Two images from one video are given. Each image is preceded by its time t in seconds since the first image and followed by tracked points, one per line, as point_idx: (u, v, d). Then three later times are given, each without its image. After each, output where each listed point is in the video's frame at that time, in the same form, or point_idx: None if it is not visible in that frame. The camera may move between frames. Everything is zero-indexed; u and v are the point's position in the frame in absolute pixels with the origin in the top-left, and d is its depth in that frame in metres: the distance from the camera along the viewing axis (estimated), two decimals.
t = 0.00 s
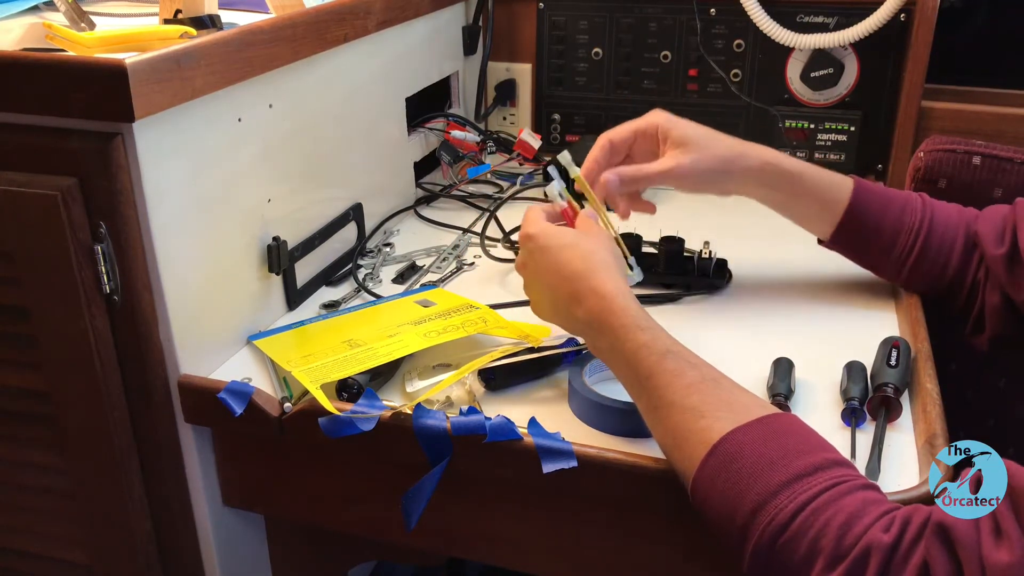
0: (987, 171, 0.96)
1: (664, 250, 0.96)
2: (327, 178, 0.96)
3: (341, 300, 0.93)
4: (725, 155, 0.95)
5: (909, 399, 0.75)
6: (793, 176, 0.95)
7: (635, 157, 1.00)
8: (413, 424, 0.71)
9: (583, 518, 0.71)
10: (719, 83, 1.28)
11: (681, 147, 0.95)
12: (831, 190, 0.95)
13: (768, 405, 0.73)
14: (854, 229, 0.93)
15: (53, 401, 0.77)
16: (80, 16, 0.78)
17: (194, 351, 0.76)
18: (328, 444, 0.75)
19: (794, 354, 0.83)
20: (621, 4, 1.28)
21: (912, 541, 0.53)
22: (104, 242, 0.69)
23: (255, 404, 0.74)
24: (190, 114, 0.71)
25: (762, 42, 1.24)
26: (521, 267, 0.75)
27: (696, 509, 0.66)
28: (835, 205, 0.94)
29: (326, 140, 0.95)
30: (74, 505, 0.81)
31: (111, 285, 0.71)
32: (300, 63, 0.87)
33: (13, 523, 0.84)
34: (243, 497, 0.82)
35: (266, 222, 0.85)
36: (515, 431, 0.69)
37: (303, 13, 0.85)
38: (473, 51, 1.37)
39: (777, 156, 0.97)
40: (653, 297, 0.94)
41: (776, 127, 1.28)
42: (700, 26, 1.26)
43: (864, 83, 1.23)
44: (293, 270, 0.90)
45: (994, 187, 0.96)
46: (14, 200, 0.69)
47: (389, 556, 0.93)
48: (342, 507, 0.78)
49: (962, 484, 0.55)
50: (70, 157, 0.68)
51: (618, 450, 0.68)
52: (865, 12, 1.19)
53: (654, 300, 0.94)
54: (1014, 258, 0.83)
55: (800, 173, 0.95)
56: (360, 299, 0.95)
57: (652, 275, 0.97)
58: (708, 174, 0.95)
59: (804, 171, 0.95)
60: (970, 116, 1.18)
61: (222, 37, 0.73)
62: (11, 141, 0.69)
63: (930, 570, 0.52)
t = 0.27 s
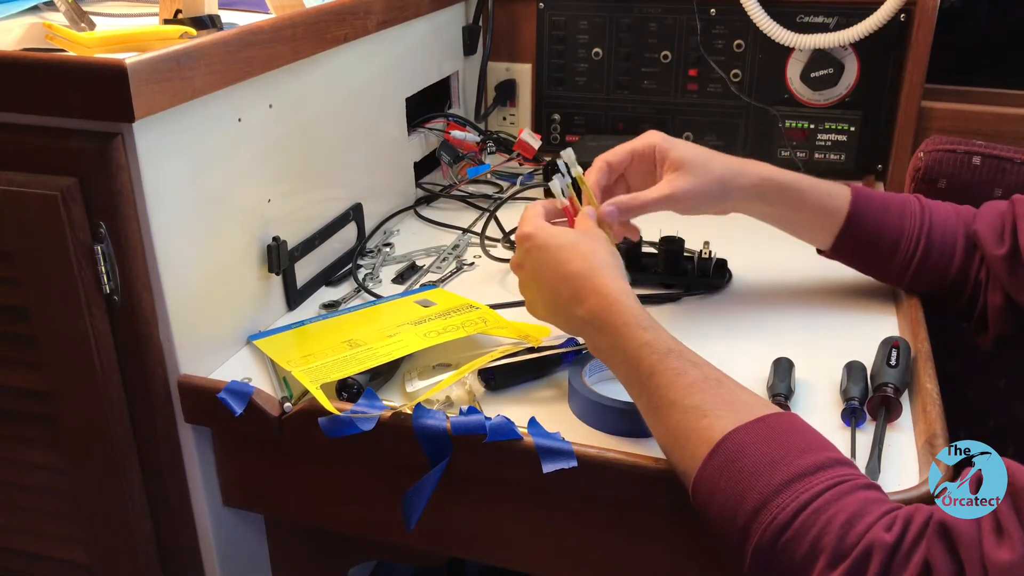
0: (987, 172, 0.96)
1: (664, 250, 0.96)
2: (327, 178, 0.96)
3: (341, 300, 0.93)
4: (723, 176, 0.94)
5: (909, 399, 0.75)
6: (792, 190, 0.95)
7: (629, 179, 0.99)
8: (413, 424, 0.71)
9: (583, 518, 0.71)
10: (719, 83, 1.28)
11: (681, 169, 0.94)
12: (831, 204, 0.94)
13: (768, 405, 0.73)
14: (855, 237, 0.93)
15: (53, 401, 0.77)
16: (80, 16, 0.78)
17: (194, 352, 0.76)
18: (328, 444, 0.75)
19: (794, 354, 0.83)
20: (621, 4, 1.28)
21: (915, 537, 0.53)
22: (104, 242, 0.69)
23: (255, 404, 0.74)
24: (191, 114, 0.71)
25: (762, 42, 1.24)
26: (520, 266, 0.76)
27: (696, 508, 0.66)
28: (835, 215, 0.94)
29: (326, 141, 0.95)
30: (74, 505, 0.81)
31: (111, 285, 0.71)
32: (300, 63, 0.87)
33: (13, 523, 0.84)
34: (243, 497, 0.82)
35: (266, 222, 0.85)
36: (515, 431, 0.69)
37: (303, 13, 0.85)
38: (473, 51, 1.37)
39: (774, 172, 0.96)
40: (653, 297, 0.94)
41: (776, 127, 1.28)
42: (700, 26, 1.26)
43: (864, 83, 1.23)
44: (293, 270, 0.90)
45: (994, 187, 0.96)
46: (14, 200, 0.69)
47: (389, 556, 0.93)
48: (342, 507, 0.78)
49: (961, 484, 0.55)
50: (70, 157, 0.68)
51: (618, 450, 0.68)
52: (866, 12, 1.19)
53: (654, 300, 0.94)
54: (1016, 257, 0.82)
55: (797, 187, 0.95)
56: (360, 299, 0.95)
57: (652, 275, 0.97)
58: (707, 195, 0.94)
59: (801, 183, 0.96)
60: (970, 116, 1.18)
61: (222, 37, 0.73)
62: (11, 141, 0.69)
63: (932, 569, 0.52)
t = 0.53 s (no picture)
0: (987, 172, 0.96)
1: (664, 250, 0.96)
2: (327, 178, 0.96)
3: (341, 300, 0.93)
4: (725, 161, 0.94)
5: (909, 399, 0.75)
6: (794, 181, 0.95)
7: (631, 172, 1.01)
8: (413, 423, 0.71)
9: (583, 518, 0.71)
10: (719, 83, 1.28)
11: (683, 156, 0.94)
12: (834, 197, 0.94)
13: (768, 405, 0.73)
14: (854, 234, 0.93)
15: (53, 401, 0.77)
16: (81, 16, 0.78)
17: (194, 351, 0.76)
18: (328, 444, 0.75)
19: (794, 354, 0.83)
20: (621, 4, 1.28)
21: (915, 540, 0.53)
22: (104, 243, 0.69)
23: (255, 404, 0.74)
24: (191, 115, 0.71)
25: (762, 42, 1.24)
26: (512, 270, 0.75)
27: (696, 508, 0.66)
28: (836, 208, 0.94)
29: (326, 140, 0.95)
30: (74, 505, 0.81)
31: (111, 285, 0.71)
32: (300, 63, 0.87)
33: (13, 523, 0.84)
34: (243, 497, 0.82)
35: (266, 222, 0.85)
36: (515, 431, 0.69)
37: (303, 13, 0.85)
38: (473, 51, 1.37)
39: (777, 160, 0.96)
40: (653, 297, 0.94)
41: (776, 127, 1.28)
42: (700, 27, 1.26)
43: (864, 83, 1.23)
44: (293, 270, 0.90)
45: (994, 188, 0.96)
46: (14, 200, 0.69)
47: (389, 556, 0.93)
48: (341, 507, 0.78)
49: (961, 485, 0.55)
50: (70, 157, 0.68)
51: (618, 450, 0.68)
52: (866, 12, 1.19)
53: (654, 300, 0.94)
54: (1016, 258, 0.82)
55: (799, 177, 0.95)
56: (360, 299, 0.95)
57: (652, 275, 0.97)
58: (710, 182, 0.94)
59: (803, 173, 0.95)
60: (970, 116, 1.18)
61: (222, 37, 0.73)
62: (11, 141, 0.69)
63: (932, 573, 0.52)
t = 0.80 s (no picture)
0: (987, 172, 0.96)
1: (664, 250, 0.97)
2: (327, 178, 0.96)
3: (341, 300, 0.93)
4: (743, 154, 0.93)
5: (909, 399, 0.75)
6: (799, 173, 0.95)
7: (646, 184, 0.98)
8: (413, 423, 0.71)
9: (584, 518, 0.71)
10: (719, 83, 1.28)
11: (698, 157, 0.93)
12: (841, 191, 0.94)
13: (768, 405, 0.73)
14: (858, 226, 0.93)
15: (53, 401, 0.77)
16: (81, 16, 0.78)
17: (193, 352, 0.76)
18: (329, 444, 0.75)
19: (794, 354, 0.83)
20: (621, 4, 1.28)
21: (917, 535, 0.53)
22: (104, 243, 0.69)
23: (255, 404, 0.74)
24: (191, 115, 0.71)
25: (762, 42, 1.24)
26: (507, 276, 0.75)
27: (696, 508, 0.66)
28: (843, 199, 0.94)
29: (326, 140, 0.95)
30: (74, 504, 0.81)
31: (111, 285, 0.71)
32: (300, 63, 0.87)
33: (13, 523, 0.84)
34: (243, 497, 0.82)
35: (266, 222, 0.85)
36: (515, 431, 0.69)
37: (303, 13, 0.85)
38: (473, 51, 1.37)
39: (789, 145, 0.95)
40: (652, 297, 0.94)
41: (776, 127, 1.28)
42: (700, 27, 1.26)
43: (864, 83, 1.23)
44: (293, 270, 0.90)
45: (994, 188, 0.96)
46: (14, 200, 0.69)
47: (388, 556, 0.93)
48: (342, 507, 0.78)
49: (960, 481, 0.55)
50: (70, 157, 0.68)
51: (617, 450, 0.68)
52: (866, 12, 1.19)
53: (654, 300, 0.94)
54: (1017, 259, 0.82)
55: (810, 164, 0.94)
56: (360, 299, 0.95)
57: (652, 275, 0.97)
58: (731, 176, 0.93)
59: (813, 161, 0.95)
60: (971, 116, 1.18)
61: (222, 37, 0.73)
62: (11, 141, 0.69)
63: (935, 566, 0.52)
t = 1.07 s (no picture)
0: (987, 172, 0.96)
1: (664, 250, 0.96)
2: (326, 178, 0.96)
3: (341, 300, 0.93)
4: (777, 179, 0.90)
5: (909, 399, 0.75)
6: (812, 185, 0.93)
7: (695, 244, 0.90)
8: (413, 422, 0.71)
9: (584, 518, 0.71)
10: (719, 83, 1.28)
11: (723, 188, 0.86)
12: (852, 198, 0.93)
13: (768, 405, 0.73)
14: (873, 230, 0.92)
15: (54, 401, 0.77)
16: (80, 16, 0.78)
17: (193, 352, 0.76)
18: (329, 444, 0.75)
19: (794, 354, 0.83)
20: (621, 4, 1.28)
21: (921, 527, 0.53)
22: (104, 243, 0.69)
23: (255, 404, 0.74)
24: (191, 115, 0.71)
25: (762, 42, 1.24)
26: (499, 281, 0.74)
27: (696, 508, 0.66)
28: (856, 202, 0.93)
29: (326, 141, 0.95)
30: (74, 504, 0.82)
31: (111, 285, 0.71)
32: (300, 63, 0.87)
33: (13, 523, 0.84)
34: (243, 497, 0.82)
35: (266, 222, 0.85)
36: (515, 431, 0.69)
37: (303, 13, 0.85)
38: (473, 51, 1.37)
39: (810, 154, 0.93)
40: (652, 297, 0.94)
41: (776, 127, 1.28)
42: (700, 26, 1.26)
43: (864, 83, 1.23)
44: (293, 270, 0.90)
45: (994, 188, 0.96)
46: (14, 200, 0.69)
47: (388, 556, 0.93)
48: (342, 507, 0.78)
49: (956, 479, 0.53)
50: (70, 157, 0.68)
51: (617, 450, 0.68)
52: (866, 12, 1.19)
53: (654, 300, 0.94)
54: None
55: (826, 168, 0.93)
56: (360, 299, 0.95)
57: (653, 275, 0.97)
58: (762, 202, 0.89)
59: (827, 166, 0.93)
60: (971, 117, 1.18)
61: (222, 37, 0.73)
62: (11, 141, 0.69)
63: (939, 555, 0.52)
